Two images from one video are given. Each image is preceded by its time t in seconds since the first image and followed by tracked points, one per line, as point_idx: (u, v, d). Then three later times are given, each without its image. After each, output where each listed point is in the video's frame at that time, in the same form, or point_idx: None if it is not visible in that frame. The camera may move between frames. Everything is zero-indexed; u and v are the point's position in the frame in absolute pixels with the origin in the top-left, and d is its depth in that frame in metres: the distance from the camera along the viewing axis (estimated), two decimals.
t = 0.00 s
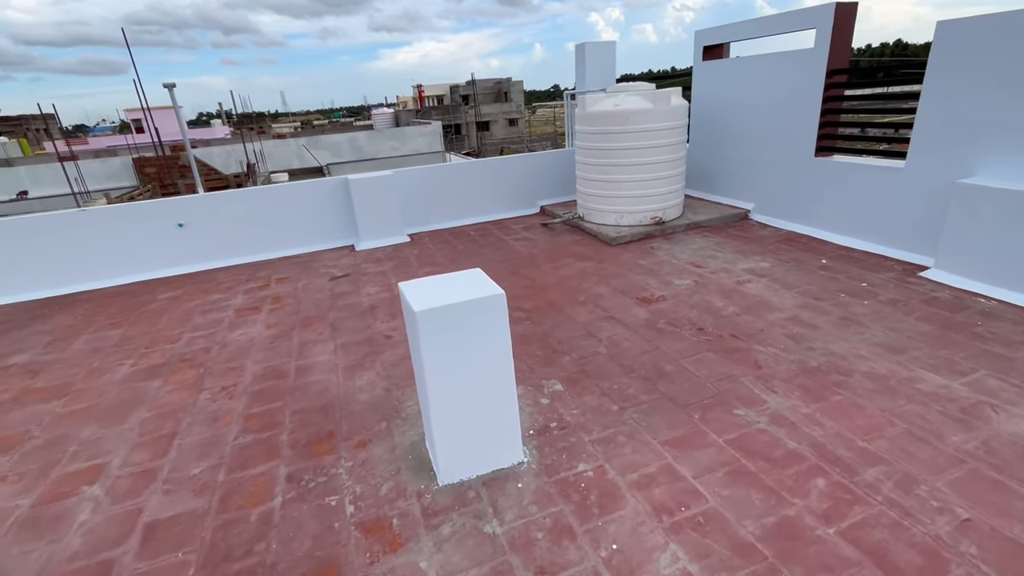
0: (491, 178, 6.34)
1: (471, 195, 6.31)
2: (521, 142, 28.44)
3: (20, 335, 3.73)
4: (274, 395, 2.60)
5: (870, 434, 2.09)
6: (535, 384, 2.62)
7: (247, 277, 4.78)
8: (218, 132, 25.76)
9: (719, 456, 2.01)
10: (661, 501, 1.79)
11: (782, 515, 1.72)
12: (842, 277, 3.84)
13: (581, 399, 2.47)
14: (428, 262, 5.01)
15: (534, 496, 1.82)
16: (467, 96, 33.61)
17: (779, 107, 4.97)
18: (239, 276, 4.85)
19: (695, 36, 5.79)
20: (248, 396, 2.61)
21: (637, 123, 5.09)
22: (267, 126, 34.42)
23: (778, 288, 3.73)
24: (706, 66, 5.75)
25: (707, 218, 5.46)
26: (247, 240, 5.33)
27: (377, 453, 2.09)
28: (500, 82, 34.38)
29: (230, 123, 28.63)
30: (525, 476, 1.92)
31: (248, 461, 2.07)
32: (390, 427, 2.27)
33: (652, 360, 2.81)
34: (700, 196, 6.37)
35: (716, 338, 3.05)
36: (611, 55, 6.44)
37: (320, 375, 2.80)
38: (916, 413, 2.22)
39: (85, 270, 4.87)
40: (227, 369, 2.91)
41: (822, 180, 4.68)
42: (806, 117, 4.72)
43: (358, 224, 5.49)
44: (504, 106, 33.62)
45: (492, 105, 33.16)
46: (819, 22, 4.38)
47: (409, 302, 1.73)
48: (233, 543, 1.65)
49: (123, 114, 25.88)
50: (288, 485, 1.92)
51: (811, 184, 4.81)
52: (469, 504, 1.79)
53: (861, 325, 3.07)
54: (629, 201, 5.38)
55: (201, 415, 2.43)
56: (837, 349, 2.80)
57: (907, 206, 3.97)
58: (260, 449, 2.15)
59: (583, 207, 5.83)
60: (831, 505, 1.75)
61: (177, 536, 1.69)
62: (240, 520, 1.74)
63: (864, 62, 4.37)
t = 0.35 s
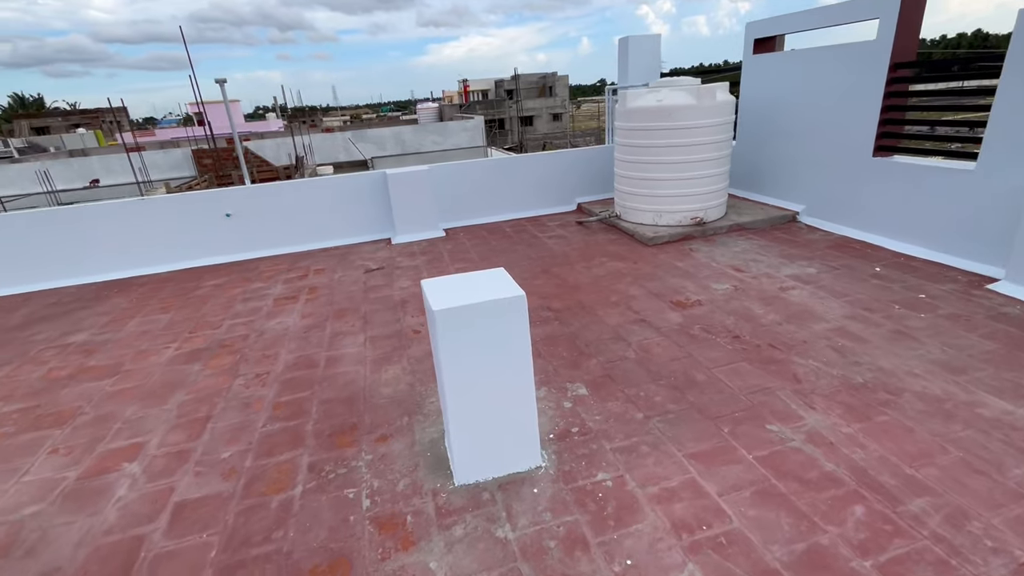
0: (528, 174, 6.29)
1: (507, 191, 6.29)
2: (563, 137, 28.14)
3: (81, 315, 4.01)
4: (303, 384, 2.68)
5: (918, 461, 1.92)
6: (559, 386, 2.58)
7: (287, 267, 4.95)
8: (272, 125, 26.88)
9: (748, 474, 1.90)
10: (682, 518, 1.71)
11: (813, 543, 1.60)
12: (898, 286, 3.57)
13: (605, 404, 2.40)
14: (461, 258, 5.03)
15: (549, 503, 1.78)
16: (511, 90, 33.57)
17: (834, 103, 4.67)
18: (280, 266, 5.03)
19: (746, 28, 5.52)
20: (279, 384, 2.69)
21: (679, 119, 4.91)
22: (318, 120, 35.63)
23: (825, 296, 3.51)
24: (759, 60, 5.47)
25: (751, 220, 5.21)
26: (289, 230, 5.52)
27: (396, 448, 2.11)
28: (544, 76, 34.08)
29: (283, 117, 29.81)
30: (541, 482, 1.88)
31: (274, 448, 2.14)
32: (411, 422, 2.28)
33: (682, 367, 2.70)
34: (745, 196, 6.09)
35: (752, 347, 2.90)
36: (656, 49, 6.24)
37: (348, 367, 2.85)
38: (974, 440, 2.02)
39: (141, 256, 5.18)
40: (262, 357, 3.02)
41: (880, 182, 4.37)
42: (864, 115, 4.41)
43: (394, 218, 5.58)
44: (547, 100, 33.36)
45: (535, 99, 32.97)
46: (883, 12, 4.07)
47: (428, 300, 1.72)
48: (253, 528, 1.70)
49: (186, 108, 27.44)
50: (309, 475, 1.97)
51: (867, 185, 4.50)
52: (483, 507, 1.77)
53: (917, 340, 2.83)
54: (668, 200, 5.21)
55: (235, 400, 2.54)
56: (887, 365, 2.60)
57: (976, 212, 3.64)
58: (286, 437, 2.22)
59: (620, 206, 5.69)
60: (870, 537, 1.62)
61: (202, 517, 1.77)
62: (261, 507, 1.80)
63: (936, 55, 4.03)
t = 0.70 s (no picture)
0: (560, 172, 6.23)
1: (538, 188, 6.25)
2: (605, 134, 27.74)
3: (131, 299, 4.28)
4: (324, 375, 2.75)
5: (956, 492, 1.78)
6: (574, 390, 2.53)
7: (321, 259, 5.10)
8: (319, 120, 27.79)
9: (763, 493, 1.81)
10: (688, 535, 1.64)
11: (829, 572, 1.51)
12: (950, 299, 3.32)
13: (620, 411, 2.35)
14: (488, 255, 5.04)
15: (552, 509, 1.76)
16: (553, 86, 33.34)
17: (888, 101, 4.37)
18: (314, 258, 5.19)
19: (795, 21, 5.24)
20: (302, 374, 2.78)
21: (718, 117, 4.72)
22: (364, 116, 36.62)
23: (867, 307, 3.30)
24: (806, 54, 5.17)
25: (793, 223, 4.95)
26: (324, 224, 5.69)
27: (406, 444, 2.13)
28: (588, 72, 33.80)
29: (330, 111, 30.69)
30: (546, 487, 1.86)
31: (291, 437, 2.21)
32: (423, 419, 2.30)
33: (704, 376, 2.60)
34: (788, 198, 5.81)
35: (782, 358, 2.75)
36: (697, 44, 6.02)
37: (368, 360, 2.91)
38: None
39: (188, 244, 5.46)
40: (288, 347, 3.13)
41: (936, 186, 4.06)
42: (922, 113, 4.10)
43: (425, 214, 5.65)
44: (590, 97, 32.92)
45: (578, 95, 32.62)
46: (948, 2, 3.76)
47: (436, 299, 1.72)
48: (263, 514, 1.76)
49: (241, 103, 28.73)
50: (321, 465, 2.02)
51: (921, 189, 4.19)
52: (484, 509, 1.76)
53: (967, 359, 2.62)
54: (703, 201, 5.03)
55: (259, 387, 2.64)
56: (930, 385, 2.41)
57: None
58: (302, 427, 2.28)
59: (653, 206, 5.54)
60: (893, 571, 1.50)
61: (217, 500, 1.84)
62: (273, 494, 1.86)
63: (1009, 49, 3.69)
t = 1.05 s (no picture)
0: (591, 171, 6.15)
1: (569, 187, 6.20)
2: (646, 132, 27.17)
3: (174, 287, 4.52)
4: (344, 368, 2.83)
5: (991, 527, 1.65)
6: (587, 395, 2.50)
7: (352, 254, 5.23)
8: (363, 116, 28.51)
9: (776, 514, 1.74)
10: (690, 552, 1.60)
11: None
12: (1005, 316, 3.07)
13: (633, 419, 2.30)
14: (514, 254, 5.04)
15: (554, 516, 1.74)
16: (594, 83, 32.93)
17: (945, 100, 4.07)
18: (346, 252, 5.33)
19: (846, 15, 4.96)
20: (324, 366, 2.87)
21: (756, 116, 4.53)
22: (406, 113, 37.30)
23: (909, 321, 3.10)
24: (856, 51, 4.89)
25: (835, 229, 4.71)
26: (357, 219, 5.83)
27: (416, 441, 2.16)
28: (632, 69, 33.18)
29: (374, 109, 31.41)
30: (550, 493, 1.85)
31: (307, 428, 2.28)
32: (434, 417, 2.32)
33: (724, 388, 2.51)
34: (832, 202, 5.53)
35: (810, 371, 2.63)
36: (739, 42, 5.82)
37: (387, 355, 2.97)
38: None
39: (229, 236, 5.71)
40: (313, 339, 3.23)
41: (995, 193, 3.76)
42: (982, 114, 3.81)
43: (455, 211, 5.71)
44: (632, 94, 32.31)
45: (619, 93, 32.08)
46: None
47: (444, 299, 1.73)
48: (273, 502, 1.83)
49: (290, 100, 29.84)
50: (332, 457, 2.07)
51: (979, 196, 3.89)
52: (486, 511, 1.77)
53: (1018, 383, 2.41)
54: (738, 204, 4.85)
55: (282, 377, 2.74)
56: (972, 409, 2.24)
57: None
58: (318, 418, 2.36)
59: (686, 208, 5.39)
60: None
61: (234, 485, 1.93)
62: (285, 482, 1.93)
63: None
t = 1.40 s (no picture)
0: (624, 170, 6.04)
1: (600, 187, 6.11)
2: (689, 131, 26.46)
3: (214, 277, 4.74)
4: (366, 362, 2.89)
5: None
6: (605, 400, 2.46)
7: (382, 249, 5.34)
8: (404, 114, 29.04)
9: (794, 536, 1.65)
10: (699, 570, 1.54)
11: None
12: None
13: (650, 427, 2.24)
14: (542, 253, 5.02)
15: (561, 522, 1.72)
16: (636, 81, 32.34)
17: (1009, 99, 3.77)
18: (377, 248, 5.44)
19: (902, 9, 4.65)
20: (348, 358, 2.94)
21: (798, 115, 4.33)
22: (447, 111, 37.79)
23: (959, 337, 2.89)
24: (912, 46, 4.59)
25: (881, 236, 4.45)
26: (389, 214, 5.94)
27: (429, 437, 2.18)
28: (676, 66, 32.43)
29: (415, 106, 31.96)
30: (559, 498, 1.82)
31: (326, 419, 2.34)
32: (450, 414, 2.34)
33: (749, 399, 2.41)
34: (881, 208, 5.22)
35: (843, 385, 2.49)
36: (784, 40, 5.60)
37: (409, 350, 3.01)
38: None
39: (267, 229, 5.94)
40: (339, 331, 3.32)
41: None
42: None
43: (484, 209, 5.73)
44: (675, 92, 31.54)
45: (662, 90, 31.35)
46: None
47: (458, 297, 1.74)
48: (289, 490, 1.89)
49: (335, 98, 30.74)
50: (347, 449, 2.12)
51: None
52: (492, 513, 1.77)
53: None
54: (776, 207, 4.65)
55: (307, 368, 2.82)
56: None
57: None
58: (338, 410, 2.41)
59: (721, 210, 5.21)
60: None
61: (254, 470, 2.00)
62: (301, 471, 1.99)
63: None
